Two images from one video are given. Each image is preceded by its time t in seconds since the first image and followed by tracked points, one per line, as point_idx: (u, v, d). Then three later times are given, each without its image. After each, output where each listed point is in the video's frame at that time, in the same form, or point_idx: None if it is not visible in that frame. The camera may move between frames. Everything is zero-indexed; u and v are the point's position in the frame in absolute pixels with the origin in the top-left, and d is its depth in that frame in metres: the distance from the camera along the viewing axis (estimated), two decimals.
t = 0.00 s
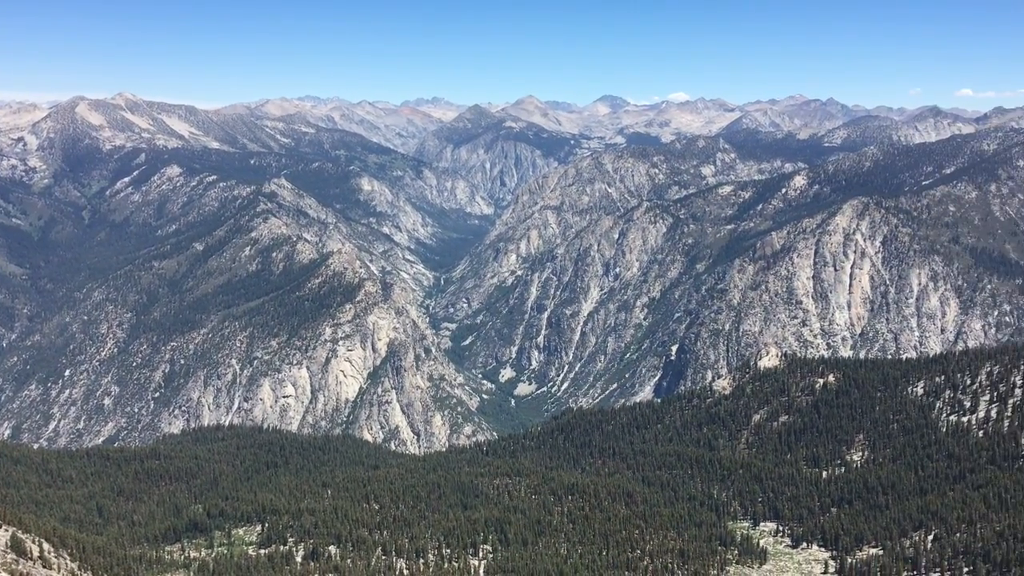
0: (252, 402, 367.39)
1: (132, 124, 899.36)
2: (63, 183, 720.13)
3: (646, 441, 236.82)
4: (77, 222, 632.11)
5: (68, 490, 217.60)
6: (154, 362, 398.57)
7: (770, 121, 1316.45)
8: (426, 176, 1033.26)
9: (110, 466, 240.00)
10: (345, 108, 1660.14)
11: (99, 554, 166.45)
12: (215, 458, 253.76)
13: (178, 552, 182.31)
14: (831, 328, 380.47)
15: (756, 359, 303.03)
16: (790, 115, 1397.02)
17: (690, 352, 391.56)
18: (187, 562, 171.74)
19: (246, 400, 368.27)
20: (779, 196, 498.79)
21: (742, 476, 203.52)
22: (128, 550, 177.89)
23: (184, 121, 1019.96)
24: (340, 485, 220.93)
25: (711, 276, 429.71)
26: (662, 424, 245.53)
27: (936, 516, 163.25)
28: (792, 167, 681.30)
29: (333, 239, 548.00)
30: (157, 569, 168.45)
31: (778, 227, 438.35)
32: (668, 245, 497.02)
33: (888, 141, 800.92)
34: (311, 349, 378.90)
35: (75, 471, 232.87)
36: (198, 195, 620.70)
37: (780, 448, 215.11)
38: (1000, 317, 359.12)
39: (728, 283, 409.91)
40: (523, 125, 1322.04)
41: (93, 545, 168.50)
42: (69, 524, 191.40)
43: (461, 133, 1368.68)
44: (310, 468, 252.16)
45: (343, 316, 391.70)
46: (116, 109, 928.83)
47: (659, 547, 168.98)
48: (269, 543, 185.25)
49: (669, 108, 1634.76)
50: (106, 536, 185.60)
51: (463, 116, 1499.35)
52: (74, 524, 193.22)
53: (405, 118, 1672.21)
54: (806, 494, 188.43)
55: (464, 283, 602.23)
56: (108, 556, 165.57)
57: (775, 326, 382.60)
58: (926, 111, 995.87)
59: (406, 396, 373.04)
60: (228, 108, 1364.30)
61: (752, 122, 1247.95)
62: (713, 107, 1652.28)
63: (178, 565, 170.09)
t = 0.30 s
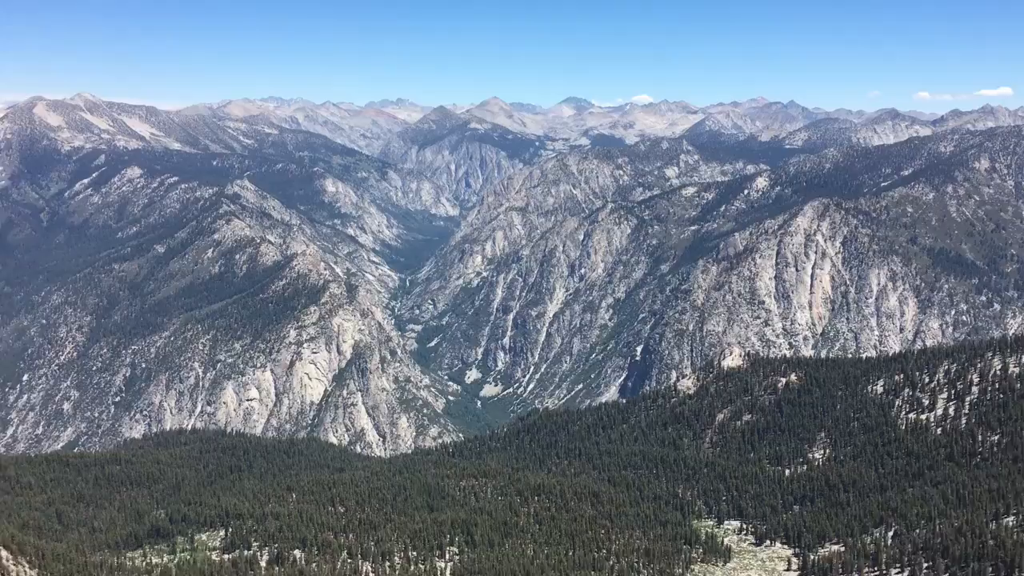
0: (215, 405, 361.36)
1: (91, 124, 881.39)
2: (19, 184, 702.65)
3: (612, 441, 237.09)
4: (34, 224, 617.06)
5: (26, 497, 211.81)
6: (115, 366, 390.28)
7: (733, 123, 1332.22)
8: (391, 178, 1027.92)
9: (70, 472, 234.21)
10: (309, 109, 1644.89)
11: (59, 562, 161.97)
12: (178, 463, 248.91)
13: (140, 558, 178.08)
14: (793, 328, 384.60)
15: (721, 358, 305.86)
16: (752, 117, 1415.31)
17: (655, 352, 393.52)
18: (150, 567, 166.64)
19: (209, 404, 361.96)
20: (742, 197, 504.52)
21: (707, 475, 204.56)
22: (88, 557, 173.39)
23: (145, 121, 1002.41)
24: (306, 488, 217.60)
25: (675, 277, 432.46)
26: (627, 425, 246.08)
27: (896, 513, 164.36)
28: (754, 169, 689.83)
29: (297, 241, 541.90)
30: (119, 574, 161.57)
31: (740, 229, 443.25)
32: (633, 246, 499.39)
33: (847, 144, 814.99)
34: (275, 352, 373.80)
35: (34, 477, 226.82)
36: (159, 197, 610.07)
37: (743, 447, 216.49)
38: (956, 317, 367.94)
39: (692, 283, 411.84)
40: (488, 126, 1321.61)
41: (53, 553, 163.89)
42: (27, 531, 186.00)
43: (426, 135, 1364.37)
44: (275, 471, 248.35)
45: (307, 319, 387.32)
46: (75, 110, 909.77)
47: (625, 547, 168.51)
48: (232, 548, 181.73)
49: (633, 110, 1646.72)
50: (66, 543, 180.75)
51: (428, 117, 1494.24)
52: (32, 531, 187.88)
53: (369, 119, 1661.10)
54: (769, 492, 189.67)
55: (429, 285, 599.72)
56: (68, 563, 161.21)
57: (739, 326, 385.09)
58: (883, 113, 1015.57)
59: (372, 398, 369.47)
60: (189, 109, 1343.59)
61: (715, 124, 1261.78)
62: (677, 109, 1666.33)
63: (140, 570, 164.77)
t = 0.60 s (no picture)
0: (179, 410, 355.05)
1: (50, 126, 862.60)
2: None
3: (580, 442, 237.07)
4: None
5: None
6: (77, 372, 381.54)
7: (697, 124, 1345.04)
8: (357, 180, 1021.23)
9: (31, 481, 228.18)
10: (273, 111, 1627.61)
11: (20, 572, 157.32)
12: (142, 469, 243.68)
13: (103, 566, 173.52)
14: (757, 327, 388.15)
15: (687, 358, 307.70)
16: (716, 119, 1430.91)
17: (622, 353, 394.69)
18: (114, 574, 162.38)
19: (173, 409, 355.65)
20: (707, 198, 509.12)
21: (674, 474, 205.41)
22: (50, 565, 168.58)
23: (106, 124, 984.08)
24: (273, 492, 214.04)
25: (642, 278, 434.06)
26: (595, 425, 246.32)
27: (860, 510, 165.58)
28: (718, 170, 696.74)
29: (263, 243, 535.60)
30: None
31: (705, 229, 446.78)
32: (599, 247, 500.52)
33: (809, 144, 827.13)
34: (240, 356, 367.96)
35: None
36: (121, 200, 598.66)
37: (710, 446, 217.48)
38: (917, 315, 375.07)
39: (658, 284, 413.33)
40: (454, 128, 1318.92)
41: (13, 562, 159.12)
42: None
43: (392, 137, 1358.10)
44: (240, 476, 244.11)
45: (273, 322, 382.20)
46: (33, 112, 890.11)
47: (594, 546, 167.94)
48: (198, 554, 178.02)
49: (599, 111, 1655.36)
50: (27, 552, 175.59)
51: (394, 118, 1487.34)
52: None
53: (334, 121, 1648.78)
54: (736, 490, 190.62)
55: (396, 287, 596.19)
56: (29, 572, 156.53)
57: (705, 326, 386.92)
58: (845, 114, 1032.17)
59: (339, 402, 365.83)
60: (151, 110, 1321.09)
61: (680, 125, 1272.92)
62: (642, 110, 1677.77)
63: None
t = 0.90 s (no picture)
0: (151, 413, 350.02)
1: (16, 126, 846.16)
2: None
3: (555, 441, 236.97)
4: None
5: None
6: (45, 375, 373.74)
7: (670, 124, 1352.81)
8: (330, 180, 1014.26)
9: None
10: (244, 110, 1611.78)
11: None
12: (113, 473, 239.35)
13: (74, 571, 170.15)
14: (730, 325, 390.62)
15: (662, 357, 308.90)
16: (688, 118, 1440.61)
17: (597, 351, 395.39)
18: None
19: (144, 412, 350.50)
20: (680, 197, 512.02)
21: (649, 472, 205.74)
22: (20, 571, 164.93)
23: (74, 123, 967.63)
24: (247, 495, 211.24)
25: (616, 276, 435.07)
26: (570, 423, 246.41)
27: (832, 505, 166.68)
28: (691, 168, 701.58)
29: (235, 244, 529.63)
30: None
31: (678, 228, 448.80)
32: (573, 246, 501.03)
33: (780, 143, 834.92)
34: (212, 358, 364.31)
35: None
36: (90, 201, 589.09)
37: (684, 443, 218.41)
38: (887, 312, 380.32)
39: (632, 283, 414.45)
40: (428, 127, 1314.55)
41: None
42: None
43: (365, 136, 1350.88)
44: (213, 478, 240.72)
45: (246, 323, 378.20)
46: None
47: (570, 545, 167.57)
48: (171, 558, 175.17)
49: (572, 111, 1659.35)
50: None
51: (366, 118, 1479.12)
52: None
53: (306, 121, 1635.42)
54: (710, 487, 191.23)
55: (369, 287, 592.84)
56: None
57: (678, 324, 387.44)
58: (815, 113, 1044.04)
59: (313, 403, 362.47)
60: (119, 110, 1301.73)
61: (652, 125, 1279.27)
62: (615, 109, 1683.86)
63: None
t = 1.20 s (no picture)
0: (125, 414, 344.90)
1: None
2: None
3: (533, 440, 236.62)
4: None
5: None
6: (17, 376, 365.60)
7: (646, 123, 1358.07)
8: (306, 179, 1006.97)
9: None
10: (220, 109, 1596.73)
11: None
12: (86, 474, 235.43)
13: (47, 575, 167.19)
14: (707, 324, 391.98)
15: (639, 356, 309.54)
16: (665, 118, 1447.32)
17: (574, 350, 395.28)
18: None
19: (119, 413, 345.42)
20: (657, 196, 514.17)
21: (626, 471, 205.81)
22: None
23: (46, 122, 952.02)
24: (223, 496, 208.65)
25: (593, 276, 435.57)
26: (548, 423, 246.17)
27: (808, 502, 167.59)
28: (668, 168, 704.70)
29: (210, 244, 524.13)
30: None
31: (655, 227, 450.48)
32: (551, 245, 500.96)
33: (755, 143, 841.08)
34: (187, 358, 360.22)
35: None
36: (62, 200, 579.95)
37: (661, 442, 218.89)
38: (862, 310, 383.93)
39: (609, 282, 415.19)
40: (405, 126, 1309.72)
41: None
42: None
43: (342, 135, 1343.23)
44: (189, 480, 237.59)
45: (221, 323, 374.33)
46: None
47: (548, 544, 167.06)
48: (146, 561, 172.65)
49: (549, 110, 1661.35)
50: None
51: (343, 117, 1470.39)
52: None
53: (282, 120, 1623.05)
54: (687, 485, 191.74)
55: (346, 286, 589.22)
56: None
57: (655, 323, 387.47)
58: (790, 113, 1052.93)
59: (289, 403, 359.12)
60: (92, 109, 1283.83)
61: (629, 124, 1283.46)
62: (593, 108, 1687.64)
63: None
